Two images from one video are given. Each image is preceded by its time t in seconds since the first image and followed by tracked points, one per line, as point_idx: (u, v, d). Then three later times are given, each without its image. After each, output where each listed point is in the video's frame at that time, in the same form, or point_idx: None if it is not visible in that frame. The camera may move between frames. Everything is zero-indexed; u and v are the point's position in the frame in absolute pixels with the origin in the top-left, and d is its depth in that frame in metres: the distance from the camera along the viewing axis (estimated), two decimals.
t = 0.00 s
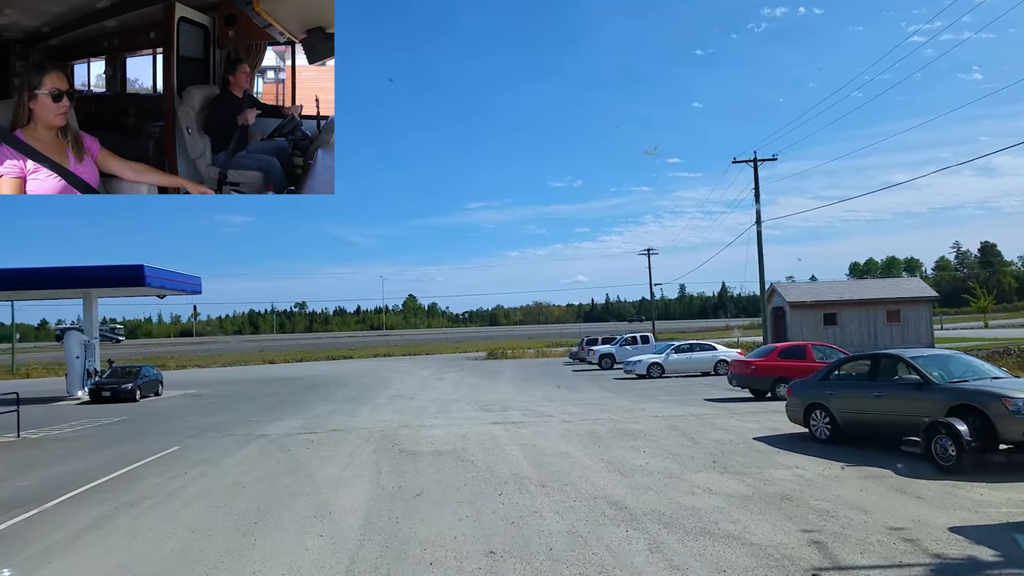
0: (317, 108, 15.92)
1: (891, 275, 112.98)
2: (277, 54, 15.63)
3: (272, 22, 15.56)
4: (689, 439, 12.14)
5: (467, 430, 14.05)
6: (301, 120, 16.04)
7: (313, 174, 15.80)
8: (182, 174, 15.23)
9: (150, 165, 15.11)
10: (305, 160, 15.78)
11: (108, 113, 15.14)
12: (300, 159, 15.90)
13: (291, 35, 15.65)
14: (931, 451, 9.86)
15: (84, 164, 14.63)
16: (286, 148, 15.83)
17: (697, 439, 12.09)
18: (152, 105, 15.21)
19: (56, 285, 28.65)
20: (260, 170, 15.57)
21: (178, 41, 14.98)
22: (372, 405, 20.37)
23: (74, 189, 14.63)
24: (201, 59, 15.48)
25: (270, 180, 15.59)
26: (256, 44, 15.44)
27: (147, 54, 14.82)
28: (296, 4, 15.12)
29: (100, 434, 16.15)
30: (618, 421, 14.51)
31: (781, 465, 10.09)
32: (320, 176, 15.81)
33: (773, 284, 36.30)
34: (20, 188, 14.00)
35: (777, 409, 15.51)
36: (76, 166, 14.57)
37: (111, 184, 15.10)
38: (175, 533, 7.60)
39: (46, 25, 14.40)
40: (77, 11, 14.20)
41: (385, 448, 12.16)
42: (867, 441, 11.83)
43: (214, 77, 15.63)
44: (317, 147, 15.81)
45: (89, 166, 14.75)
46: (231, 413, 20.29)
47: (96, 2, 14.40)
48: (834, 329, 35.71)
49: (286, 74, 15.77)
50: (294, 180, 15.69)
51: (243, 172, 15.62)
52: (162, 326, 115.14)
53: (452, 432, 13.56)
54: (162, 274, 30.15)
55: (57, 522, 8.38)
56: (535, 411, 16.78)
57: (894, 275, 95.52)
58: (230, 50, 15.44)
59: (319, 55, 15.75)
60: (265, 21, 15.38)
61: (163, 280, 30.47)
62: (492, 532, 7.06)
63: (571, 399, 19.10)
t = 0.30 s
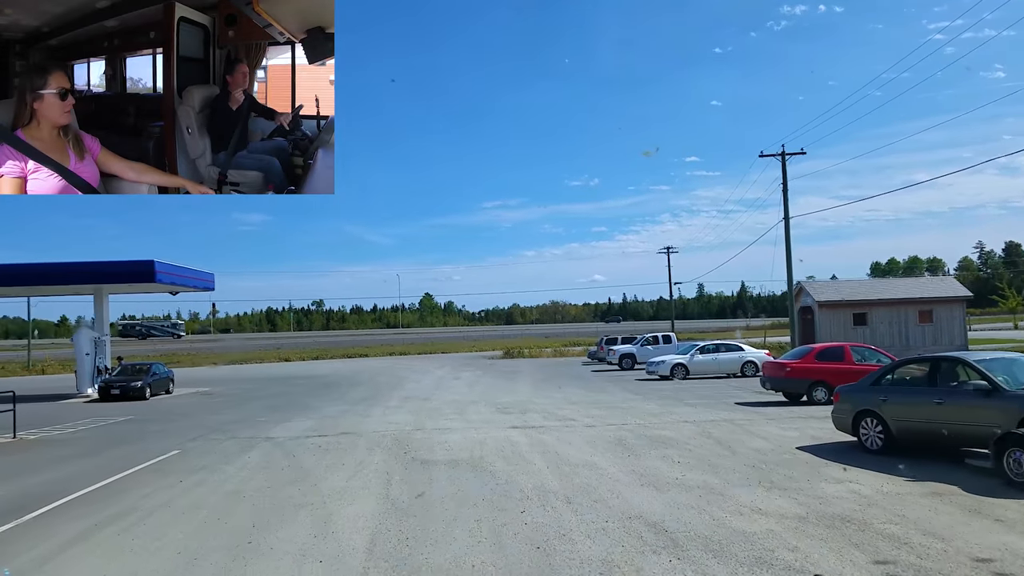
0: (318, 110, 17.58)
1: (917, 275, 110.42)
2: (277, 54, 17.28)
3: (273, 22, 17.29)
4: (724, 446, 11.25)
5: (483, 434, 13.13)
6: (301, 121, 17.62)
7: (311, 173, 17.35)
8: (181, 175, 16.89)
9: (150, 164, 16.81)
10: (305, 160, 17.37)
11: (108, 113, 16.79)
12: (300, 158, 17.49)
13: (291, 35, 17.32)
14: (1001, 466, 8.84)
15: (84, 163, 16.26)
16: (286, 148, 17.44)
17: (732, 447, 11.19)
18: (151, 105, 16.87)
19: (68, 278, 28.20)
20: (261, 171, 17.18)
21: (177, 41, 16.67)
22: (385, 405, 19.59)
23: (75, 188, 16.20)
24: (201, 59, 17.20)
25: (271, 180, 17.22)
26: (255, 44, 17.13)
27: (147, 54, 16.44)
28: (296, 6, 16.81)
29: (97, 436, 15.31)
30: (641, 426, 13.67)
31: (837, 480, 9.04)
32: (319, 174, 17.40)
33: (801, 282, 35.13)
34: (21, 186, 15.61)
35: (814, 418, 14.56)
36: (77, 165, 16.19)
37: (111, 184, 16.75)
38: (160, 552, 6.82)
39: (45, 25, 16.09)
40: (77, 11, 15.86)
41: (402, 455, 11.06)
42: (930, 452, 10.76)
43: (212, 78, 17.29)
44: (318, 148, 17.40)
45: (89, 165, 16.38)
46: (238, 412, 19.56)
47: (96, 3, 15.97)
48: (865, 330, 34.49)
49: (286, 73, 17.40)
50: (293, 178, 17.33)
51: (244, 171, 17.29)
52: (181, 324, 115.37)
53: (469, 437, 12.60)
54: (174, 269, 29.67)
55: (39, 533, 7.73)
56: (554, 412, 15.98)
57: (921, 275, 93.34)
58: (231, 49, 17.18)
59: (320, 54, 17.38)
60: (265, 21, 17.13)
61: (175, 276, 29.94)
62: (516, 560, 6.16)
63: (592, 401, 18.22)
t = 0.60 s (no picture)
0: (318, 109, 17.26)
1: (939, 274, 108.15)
2: (277, 53, 17.02)
3: (273, 22, 17.01)
4: (762, 458, 10.31)
5: (495, 439, 12.25)
6: (300, 121, 17.27)
7: (311, 173, 16.92)
8: (181, 174, 16.51)
9: (150, 164, 16.42)
10: (304, 159, 16.99)
11: (108, 113, 16.52)
12: (300, 158, 17.18)
13: (291, 34, 17.08)
14: None
15: (85, 162, 16.00)
16: (286, 148, 17.12)
17: (770, 459, 10.26)
18: (151, 105, 16.60)
19: (73, 276, 27.57)
20: (261, 170, 16.82)
21: (177, 41, 16.39)
22: (394, 408, 18.72)
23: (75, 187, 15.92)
24: (201, 59, 16.91)
25: (271, 179, 16.90)
26: (255, 44, 16.88)
27: (147, 54, 16.22)
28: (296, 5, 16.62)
29: (95, 438, 14.63)
30: (669, 432, 12.64)
31: (893, 499, 8.09)
32: (319, 174, 17.03)
33: (826, 281, 33.98)
34: (21, 186, 15.32)
35: (856, 426, 13.47)
36: (78, 165, 15.91)
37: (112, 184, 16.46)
38: None
39: (45, 25, 15.90)
40: (77, 11, 15.69)
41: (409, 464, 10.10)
42: (988, 465, 9.77)
43: (212, 78, 17.00)
44: (317, 147, 17.03)
45: (89, 165, 16.11)
46: (242, 414, 18.80)
47: (96, 2, 15.78)
48: (892, 331, 33.20)
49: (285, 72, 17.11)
50: (293, 178, 16.97)
51: (244, 171, 16.95)
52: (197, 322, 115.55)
53: (482, 445, 11.55)
54: (182, 266, 29.04)
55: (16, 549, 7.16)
56: (572, 417, 15.12)
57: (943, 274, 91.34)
58: (230, 49, 16.89)
59: (319, 54, 17.19)
60: (265, 22, 16.86)
61: (182, 273, 29.28)
62: None
63: (613, 405, 17.22)
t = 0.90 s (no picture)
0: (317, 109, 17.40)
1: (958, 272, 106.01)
2: (277, 52, 17.20)
3: (273, 23, 17.24)
4: (799, 472, 9.43)
5: (506, 449, 11.30)
6: (300, 120, 17.41)
7: (311, 173, 17.31)
8: (182, 175, 16.73)
9: (149, 165, 16.61)
10: (304, 159, 17.22)
11: (109, 113, 16.63)
12: (299, 158, 17.38)
13: (290, 35, 17.27)
14: None
15: (84, 162, 16.04)
16: (286, 148, 17.28)
17: (808, 473, 9.38)
18: (152, 105, 16.76)
19: (73, 279, 26.89)
20: (261, 170, 17.17)
21: (177, 41, 16.61)
22: (399, 413, 17.95)
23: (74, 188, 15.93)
24: (201, 59, 17.18)
25: (270, 180, 17.18)
26: (255, 44, 17.16)
27: (147, 54, 16.41)
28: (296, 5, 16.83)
29: (84, 449, 13.85)
30: (697, 442, 11.64)
31: (965, 525, 7.02)
32: (319, 174, 17.30)
33: (847, 280, 32.85)
34: (20, 187, 15.34)
35: (895, 434, 12.50)
36: (77, 164, 15.96)
37: (111, 184, 16.48)
38: None
39: (45, 25, 16.14)
40: (78, 10, 15.93)
41: (416, 484, 8.97)
42: None
43: (212, 77, 17.22)
44: (317, 147, 17.22)
45: (89, 165, 16.12)
46: (241, 420, 18.07)
47: (96, 2, 16.05)
48: (917, 330, 31.95)
49: (285, 72, 17.27)
50: (293, 178, 17.24)
51: (244, 172, 17.25)
52: (208, 323, 115.40)
53: (491, 458, 10.41)
54: (184, 267, 28.34)
55: None
56: (586, 423, 14.32)
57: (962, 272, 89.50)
58: (230, 49, 17.15)
59: (320, 55, 17.30)
60: (265, 21, 17.12)
61: (184, 274, 28.59)
62: None
63: (629, 409, 16.34)
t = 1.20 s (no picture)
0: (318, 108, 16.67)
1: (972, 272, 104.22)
2: (277, 52, 16.46)
3: (273, 22, 16.51)
4: (838, 488, 8.52)
5: (513, 458, 10.32)
6: (300, 120, 16.73)
7: (311, 173, 16.55)
8: (182, 175, 16.12)
9: (150, 164, 15.97)
10: (304, 159, 16.47)
11: (109, 113, 16.01)
12: (299, 158, 16.63)
13: (290, 35, 16.50)
14: None
15: (84, 163, 15.44)
16: (286, 148, 16.55)
17: (849, 490, 8.45)
18: (151, 105, 16.08)
19: (71, 277, 26.21)
20: (261, 170, 16.42)
21: (177, 41, 15.96)
22: (402, 416, 17.07)
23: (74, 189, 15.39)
24: (201, 59, 16.46)
25: (270, 180, 16.44)
26: (255, 45, 16.42)
27: (146, 53, 15.78)
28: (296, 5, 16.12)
29: (70, 456, 13.05)
30: (724, 453, 10.65)
31: None
32: (319, 173, 16.61)
33: (868, 279, 31.75)
34: (20, 188, 14.81)
35: (936, 443, 11.50)
36: (77, 164, 15.38)
37: (111, 184, 15.92)
38: None
39: (46, 25, 15.43)
40: (77, 10, 15.24)
41: (417, 505, 7.87)
42: None
43: (213, 78, 16.55)
44: (317, 147, 16.51)
45: (89, 165, 15.54)
46: (237, 424, 17.24)
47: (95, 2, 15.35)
48: (940, 331, 30.81)
49: (285, 73, 16.53)
50: (293, 178, 16.50)
51: (244, 171, 16.52)
52: (216, 323, 115.23)
53: (500, 471, 9.46)
54: (184, 266, 27.64)
55: None
56: (601, 429, 13.44)
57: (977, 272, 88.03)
58: (230, 50, 16.43)
59: (320, 55, 16.56)
60: (265, 21, 16.37)
61: (184, 273, 27.86)
62: None
63: (648, 415, 15.39)
